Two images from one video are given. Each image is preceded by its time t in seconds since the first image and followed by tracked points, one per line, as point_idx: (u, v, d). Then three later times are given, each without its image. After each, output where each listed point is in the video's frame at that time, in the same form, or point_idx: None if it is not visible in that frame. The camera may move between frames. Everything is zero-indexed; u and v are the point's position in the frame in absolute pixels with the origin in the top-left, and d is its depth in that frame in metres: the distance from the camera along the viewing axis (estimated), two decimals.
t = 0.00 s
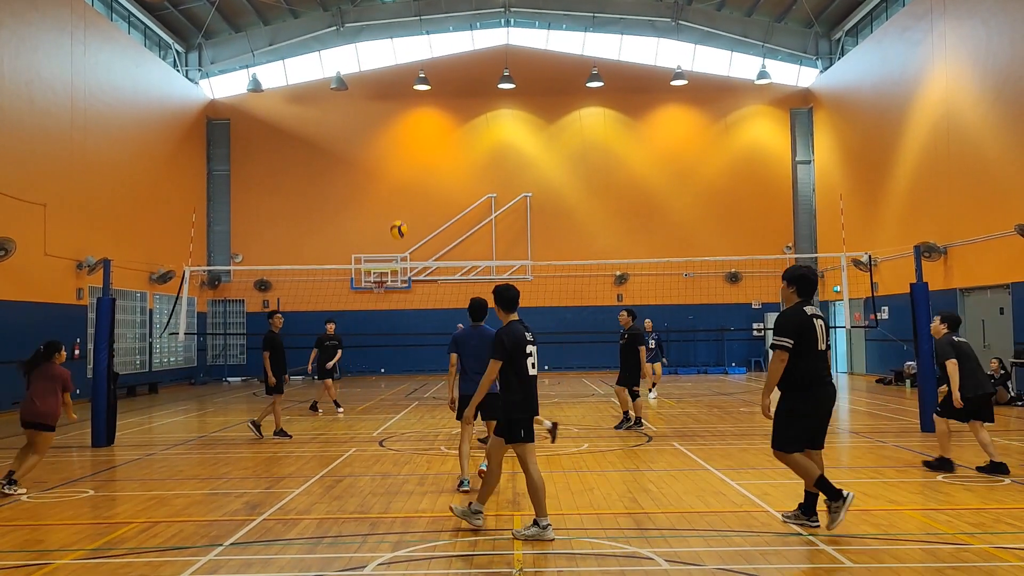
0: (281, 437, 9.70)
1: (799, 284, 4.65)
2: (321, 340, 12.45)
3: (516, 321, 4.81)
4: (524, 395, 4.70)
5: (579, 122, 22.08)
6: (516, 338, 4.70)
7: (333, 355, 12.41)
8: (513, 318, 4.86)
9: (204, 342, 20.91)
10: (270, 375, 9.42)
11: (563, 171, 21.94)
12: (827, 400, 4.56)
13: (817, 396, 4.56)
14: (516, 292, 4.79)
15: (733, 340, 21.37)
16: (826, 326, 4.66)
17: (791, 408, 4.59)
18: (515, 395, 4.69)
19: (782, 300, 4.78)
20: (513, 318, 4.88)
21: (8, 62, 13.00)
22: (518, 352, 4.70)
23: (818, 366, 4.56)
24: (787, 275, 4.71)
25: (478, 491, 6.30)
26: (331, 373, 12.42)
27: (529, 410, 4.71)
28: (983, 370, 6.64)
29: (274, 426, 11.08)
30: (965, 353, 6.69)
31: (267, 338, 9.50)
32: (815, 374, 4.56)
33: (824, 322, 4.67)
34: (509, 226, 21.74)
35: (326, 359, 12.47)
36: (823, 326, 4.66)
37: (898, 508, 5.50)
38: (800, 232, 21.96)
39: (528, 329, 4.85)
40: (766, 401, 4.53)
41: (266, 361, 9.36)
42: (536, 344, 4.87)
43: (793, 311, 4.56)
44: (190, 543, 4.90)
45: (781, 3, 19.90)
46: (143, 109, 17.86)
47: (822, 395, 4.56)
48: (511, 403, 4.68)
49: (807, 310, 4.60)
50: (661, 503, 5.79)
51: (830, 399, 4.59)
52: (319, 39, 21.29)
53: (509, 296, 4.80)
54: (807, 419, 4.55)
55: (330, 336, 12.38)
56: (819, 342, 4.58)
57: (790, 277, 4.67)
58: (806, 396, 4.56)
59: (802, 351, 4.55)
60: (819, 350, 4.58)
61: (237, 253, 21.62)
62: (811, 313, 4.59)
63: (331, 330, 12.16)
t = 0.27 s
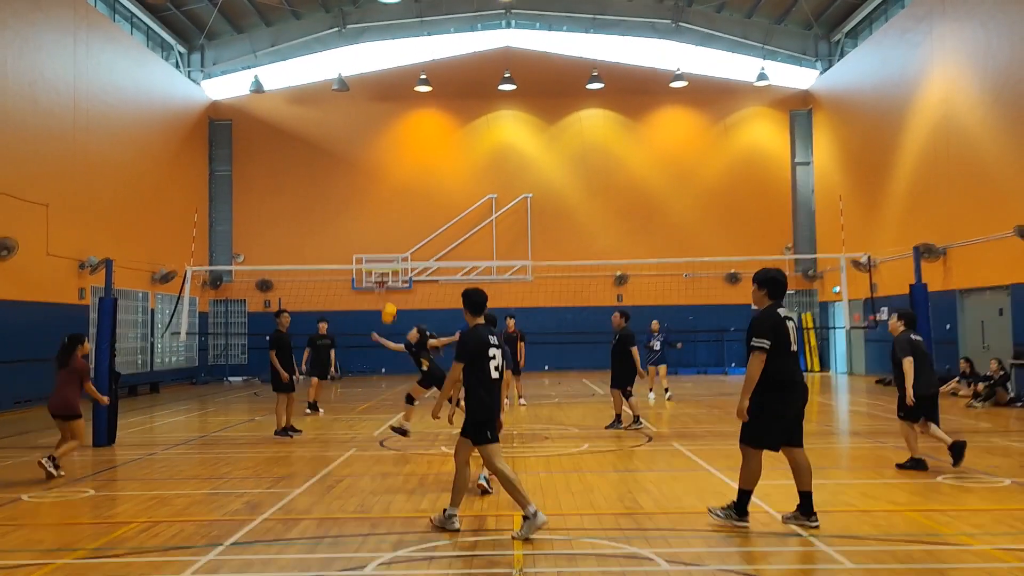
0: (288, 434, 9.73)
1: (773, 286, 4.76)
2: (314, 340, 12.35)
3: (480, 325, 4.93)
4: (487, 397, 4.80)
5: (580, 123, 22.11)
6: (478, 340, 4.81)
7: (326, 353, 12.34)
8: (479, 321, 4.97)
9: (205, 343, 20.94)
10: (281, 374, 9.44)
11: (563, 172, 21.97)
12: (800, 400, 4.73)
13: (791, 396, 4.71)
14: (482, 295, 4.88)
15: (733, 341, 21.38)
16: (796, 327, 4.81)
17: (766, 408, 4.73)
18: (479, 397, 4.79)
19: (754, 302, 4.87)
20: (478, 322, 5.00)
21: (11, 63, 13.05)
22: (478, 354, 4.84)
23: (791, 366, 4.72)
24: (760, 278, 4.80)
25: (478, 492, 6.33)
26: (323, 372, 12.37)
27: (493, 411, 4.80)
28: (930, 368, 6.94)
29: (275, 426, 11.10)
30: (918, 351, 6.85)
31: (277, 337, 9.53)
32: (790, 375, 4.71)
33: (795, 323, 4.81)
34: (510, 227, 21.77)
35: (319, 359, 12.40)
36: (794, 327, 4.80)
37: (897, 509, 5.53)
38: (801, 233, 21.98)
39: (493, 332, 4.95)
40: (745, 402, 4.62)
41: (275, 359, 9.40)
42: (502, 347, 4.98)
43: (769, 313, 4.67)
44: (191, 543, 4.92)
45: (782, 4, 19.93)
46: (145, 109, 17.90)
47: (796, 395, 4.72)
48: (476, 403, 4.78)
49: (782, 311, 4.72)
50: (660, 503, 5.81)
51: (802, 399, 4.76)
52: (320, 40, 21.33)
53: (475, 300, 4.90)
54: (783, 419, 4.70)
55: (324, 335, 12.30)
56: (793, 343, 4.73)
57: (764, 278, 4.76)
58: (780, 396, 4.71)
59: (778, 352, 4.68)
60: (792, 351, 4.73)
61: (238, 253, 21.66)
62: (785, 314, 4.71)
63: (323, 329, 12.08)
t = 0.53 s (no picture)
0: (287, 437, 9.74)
1: (738, 290, 4.74)
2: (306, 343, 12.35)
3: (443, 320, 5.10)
4: (438, 391, 4.99)
5: (581, 123, 22.10)
6: (432, 336, 4.99)
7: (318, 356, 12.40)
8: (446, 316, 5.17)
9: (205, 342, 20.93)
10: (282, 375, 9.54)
11: (564, 172, 21.96)
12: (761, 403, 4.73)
13: (753, 399, 4.72)
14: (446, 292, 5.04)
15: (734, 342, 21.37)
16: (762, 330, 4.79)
17: (731, 413, 4.72)
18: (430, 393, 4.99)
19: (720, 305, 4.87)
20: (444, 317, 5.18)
21: (12, 62, 13.05)
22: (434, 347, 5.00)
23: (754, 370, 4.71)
24: (726, 282, 4.78)
25: (478, 492, 6.32)
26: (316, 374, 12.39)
27: (443, 404, 4.98)
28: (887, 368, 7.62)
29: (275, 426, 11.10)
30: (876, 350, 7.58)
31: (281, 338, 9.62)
32: (751, 379, 4.71)
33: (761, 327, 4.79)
34: (510, 227, 21.76)
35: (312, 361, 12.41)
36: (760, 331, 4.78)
37: (898, 510, 5.51)
38: (802, 234, 21.96)
39: (454, 328, 5.11)
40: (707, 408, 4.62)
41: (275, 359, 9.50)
42: (463, 343, 5.11)
43: (733, 317, 4.66)
44: (190, 542, 4.91)
45: (783, 5, 19.91)
46: (145, 109, 17.89)
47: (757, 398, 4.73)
48: (427, 397, 4.99)
49: (746, 316, 4.71)
50: (660, 504, 5.79)
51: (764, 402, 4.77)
52: (321, 40, 21.32)
53: (441, 295, 5.09)
54: (746, 423, 4.69)
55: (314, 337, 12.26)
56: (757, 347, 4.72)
57: (731, 283, 4.74)
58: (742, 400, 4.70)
59: (741, 356, 4.67)
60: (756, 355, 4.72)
61: (238, 253, 21.65)
62: (749, 319, 4.70)
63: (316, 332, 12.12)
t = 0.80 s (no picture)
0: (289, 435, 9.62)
1: (706, 291, 4.87)
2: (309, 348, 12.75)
3: (407, 327, 5.13)
4: (396, 396, 4.99)
5: (581, 124, 22.09)
6: (391, 341, 5.02)
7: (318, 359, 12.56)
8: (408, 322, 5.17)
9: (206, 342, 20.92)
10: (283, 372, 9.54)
11: (564, 172, 21.96)
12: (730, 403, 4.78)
13: (721, 398, 4.78)
14: (405, 300, 5.06)
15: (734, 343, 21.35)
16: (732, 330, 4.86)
17: (698, 412, 4.80)
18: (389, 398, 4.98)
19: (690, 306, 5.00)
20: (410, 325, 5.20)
21: (13, 61, 13.05)
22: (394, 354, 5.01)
23: (722, 369, 4.78)
24: (695, 283, 4.92)
25: (478, 492, 6.31)
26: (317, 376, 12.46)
27: (400, 409, 4.98)
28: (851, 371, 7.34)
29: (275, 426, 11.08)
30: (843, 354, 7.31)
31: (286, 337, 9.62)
32: (718, 377, 4.78)
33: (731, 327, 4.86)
34: (511, 227, 21.75)
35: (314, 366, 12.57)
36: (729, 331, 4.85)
37: (899, 511, 5.50)
38: (803, 235, 21.95)
39: (416, 335, 5.12)
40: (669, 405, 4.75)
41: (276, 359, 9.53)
42: (425, 350, 5.09)
43: (697, 317, 4.78)
44: (189, 542, 4.90)
45: (784, 5, 19.91)
46: (146, 108, 17.89)
47: (725, 398, 4.78)
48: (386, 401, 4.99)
49: (712, 315, 4.81)
50: (661, 505, 5.78)
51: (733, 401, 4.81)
52: (322, 40, 21.32)
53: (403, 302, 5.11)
54: (712, 422, 4.75)
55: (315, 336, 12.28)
56: (725, 346, 4.79)
57: (698, 284, 4.89)
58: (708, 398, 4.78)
59: (706, 355, 4.76)
60: (724, 354, 4.79)
61: (239, 252, 21.65)
62: (716, 319, 4.79)
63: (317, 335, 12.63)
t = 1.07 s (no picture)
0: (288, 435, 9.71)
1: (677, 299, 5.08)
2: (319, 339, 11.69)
3: (381, 328, 5.45)
4: (370, 393, 5.30)
5: (582, 124, 22.09)
6: (364, 342, 5.34)
7: (328, 356, 11.60)
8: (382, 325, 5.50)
9: (206, 341, 20.92)
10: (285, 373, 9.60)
11: (565, 172, 21.96)
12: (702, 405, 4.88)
13: (692, 400, 4.88)
14: (380, 304, 5.44)
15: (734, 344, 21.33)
16: (703, 335, 5.01)
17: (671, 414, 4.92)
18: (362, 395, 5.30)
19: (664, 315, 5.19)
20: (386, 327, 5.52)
21: (14, 60, 13.07)
22: (365, 353, 5.33)
23: (692, 371, 4.92)
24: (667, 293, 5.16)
25: (479, 492, 6.31)
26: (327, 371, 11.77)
27: (373, 404, 5.27)
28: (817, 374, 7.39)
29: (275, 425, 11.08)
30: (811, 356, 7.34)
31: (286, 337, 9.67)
32: (688, 380, 4.91)
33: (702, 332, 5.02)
34: (511, 228, 21.75)
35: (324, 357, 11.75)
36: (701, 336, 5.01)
37: (899, 512, 5.50)
38: (803, 236, 21.96)
39: (388, 335, 5.41)
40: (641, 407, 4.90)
41: (277, 360, 9.60)
42: (396, 349, 5.39)
43: (666, 323, 4.98)
44: (190, 541, 4.90)
45: (785, 7, 19.92)
46: (147, 107, 17.89)
47: (697, 399, 4.88)
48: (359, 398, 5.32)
49: (681, 321, 5.00)
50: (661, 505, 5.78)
51: (705, 403, 4.90)
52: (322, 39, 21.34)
53: (378, 307, 5.49)
54: (684, 423, 4.85)
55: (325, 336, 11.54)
56: (695, 350, 4.95)
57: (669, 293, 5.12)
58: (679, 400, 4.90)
59: (676, 359, 4.93)
60: (694, 357, 4.95)
61: (239, 252, 21.65)
62: (685, 324, 4.99)
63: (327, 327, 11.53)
